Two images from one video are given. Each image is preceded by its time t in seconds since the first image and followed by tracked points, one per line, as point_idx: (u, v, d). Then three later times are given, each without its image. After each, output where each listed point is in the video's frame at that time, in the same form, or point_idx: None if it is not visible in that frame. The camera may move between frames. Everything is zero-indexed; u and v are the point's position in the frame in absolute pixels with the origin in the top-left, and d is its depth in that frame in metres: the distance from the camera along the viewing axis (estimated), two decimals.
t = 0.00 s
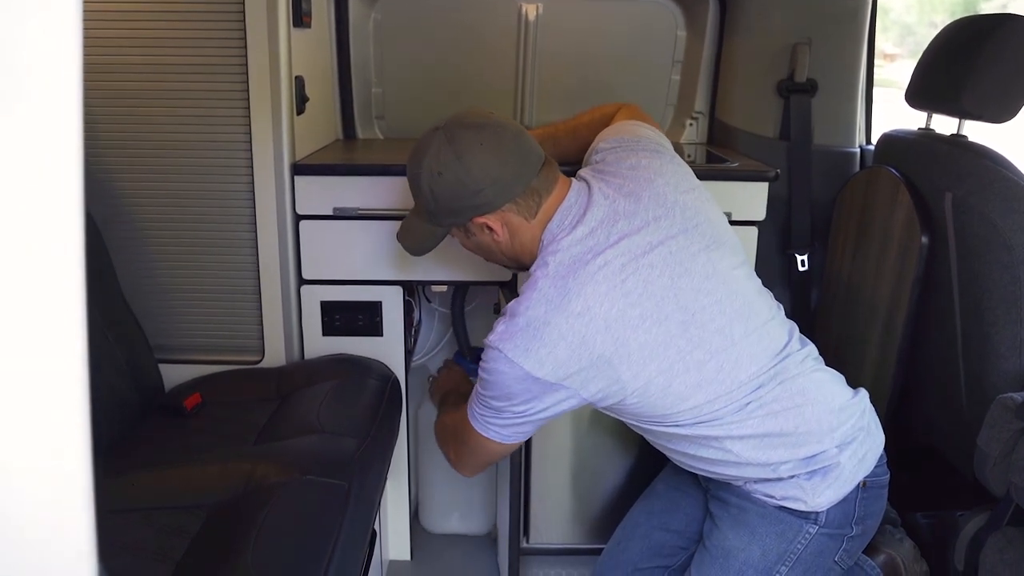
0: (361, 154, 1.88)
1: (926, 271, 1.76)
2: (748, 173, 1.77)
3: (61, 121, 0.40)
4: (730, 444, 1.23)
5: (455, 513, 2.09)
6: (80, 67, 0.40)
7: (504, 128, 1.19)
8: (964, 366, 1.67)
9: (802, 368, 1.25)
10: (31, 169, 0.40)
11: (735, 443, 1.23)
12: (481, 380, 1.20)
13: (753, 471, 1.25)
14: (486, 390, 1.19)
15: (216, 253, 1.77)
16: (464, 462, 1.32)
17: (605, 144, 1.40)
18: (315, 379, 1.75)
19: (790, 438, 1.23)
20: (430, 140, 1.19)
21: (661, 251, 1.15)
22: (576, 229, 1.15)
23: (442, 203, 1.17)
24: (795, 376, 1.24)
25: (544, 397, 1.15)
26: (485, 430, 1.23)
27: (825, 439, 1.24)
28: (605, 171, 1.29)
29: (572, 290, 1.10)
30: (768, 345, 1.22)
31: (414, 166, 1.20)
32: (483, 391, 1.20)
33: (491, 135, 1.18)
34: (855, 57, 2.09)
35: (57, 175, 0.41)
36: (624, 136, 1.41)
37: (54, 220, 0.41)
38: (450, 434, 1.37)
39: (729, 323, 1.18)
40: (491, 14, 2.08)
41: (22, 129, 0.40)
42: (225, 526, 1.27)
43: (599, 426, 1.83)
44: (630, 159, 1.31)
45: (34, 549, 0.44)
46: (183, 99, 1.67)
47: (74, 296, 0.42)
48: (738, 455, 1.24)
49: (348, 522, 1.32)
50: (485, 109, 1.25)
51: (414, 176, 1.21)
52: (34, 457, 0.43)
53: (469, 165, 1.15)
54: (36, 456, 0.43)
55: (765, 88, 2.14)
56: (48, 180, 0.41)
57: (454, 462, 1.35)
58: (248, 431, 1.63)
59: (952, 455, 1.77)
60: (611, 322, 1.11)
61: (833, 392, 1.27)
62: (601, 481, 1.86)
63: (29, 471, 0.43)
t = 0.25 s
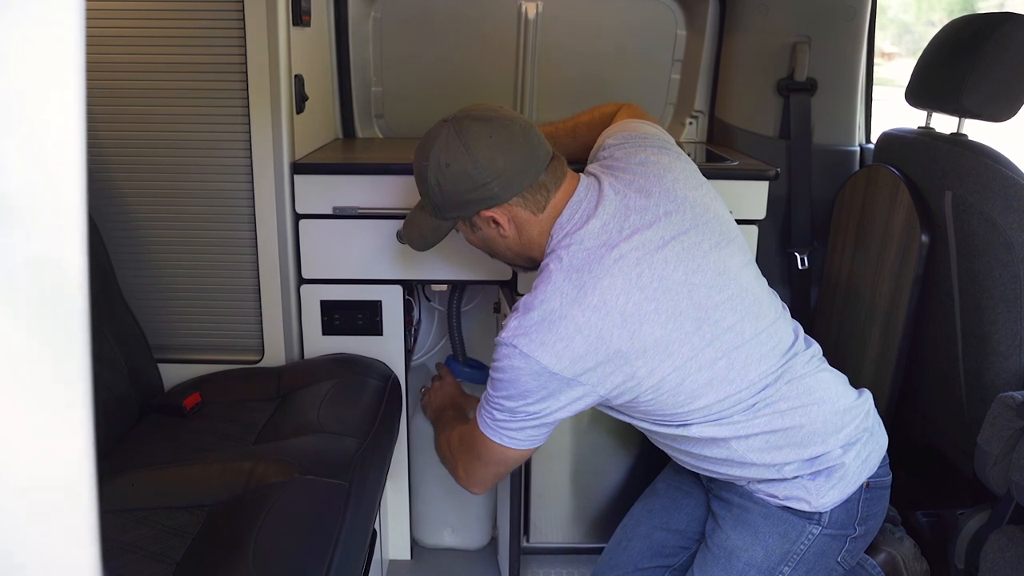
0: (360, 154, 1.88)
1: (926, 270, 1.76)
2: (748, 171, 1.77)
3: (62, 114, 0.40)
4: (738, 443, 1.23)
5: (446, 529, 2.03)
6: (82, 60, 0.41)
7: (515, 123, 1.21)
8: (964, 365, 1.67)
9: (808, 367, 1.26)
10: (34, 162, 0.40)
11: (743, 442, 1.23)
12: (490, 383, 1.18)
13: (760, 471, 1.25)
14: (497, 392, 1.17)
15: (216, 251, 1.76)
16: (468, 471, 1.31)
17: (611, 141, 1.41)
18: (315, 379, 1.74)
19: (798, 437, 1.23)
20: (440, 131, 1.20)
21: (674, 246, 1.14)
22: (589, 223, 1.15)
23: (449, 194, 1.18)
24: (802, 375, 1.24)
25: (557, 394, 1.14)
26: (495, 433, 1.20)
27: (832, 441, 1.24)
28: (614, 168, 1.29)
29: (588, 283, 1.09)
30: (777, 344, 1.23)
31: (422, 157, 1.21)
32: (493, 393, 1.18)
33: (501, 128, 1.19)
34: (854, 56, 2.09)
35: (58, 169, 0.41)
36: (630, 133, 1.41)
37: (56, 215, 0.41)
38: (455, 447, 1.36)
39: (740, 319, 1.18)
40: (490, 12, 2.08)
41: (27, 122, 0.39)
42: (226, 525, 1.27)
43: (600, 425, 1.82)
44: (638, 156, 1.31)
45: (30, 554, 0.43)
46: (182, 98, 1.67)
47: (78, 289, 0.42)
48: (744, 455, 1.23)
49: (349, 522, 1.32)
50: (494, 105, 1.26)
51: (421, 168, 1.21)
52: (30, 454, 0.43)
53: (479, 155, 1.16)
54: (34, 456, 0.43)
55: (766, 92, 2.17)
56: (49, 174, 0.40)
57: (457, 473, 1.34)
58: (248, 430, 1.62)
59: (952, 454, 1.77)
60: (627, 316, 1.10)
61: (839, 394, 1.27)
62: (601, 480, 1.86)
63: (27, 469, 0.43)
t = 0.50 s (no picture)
0: (358, 153, 1.88)
1: (925, 268, 1.76)
2: (747, 170, 1.77)
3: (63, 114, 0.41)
4: (739, 442, 1.23)
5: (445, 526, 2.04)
6: (82, 60, 0.42)
7: (519, 119, 1.21)
8: (962, 363, 1.68)
9: (811, 367, 1.26)
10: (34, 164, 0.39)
11: (745, 441, 1.23)
12: (491, 377, 1.18)
13: (762, 470, 1.25)
14: (498, 387, 1.17)
15: (214, 251, 1.76)
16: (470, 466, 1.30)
17: (614, 138, 1.40)
18: (314, 378, 1.74)
19: (800, 437, 1.23)
20: (444, 126, 1.20)
21: (677, 244, 1.14)
22: (593, 219, 1.15)
23: (453, 189, 1.18)
24: (803, 374, 1.25)
25: (559, 390, 1.13)
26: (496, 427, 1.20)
27: (834, 441, 1.25)
28: (617, 164, 1.29)
29: (591, 279, 1.09)
30: (780, 343, 1.23)
31: (426, 152, 1.21)
32: (494, 388, 1.18)
33: (506, 123, 1.19)
34: (852, 54, 2.09)
35: (60, 169, 0.41)
36: (633, 130, 1.41)
37: (60, 216, 0.41)
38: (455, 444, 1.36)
39: (743, 317, 1.18)
40: (488, 11, 2.08)
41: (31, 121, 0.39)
42: (226, 524, 1.27)
43: (599, 424, 1.82)
44: (641, 153, 1.31)
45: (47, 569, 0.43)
46: (179, 98, 1.67)
47: (80, 290, 0.43)
48: (746, 454, 1.24)
49: (348, 522, 1.31)
50: (497, 100, 1.26)
51: (425, 163, 1.21)
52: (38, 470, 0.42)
53: (484, 150, 1.16)
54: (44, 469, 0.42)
55: (763, 90, 2.16)
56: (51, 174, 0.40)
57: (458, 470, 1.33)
58: (247, 430, 1.62)
59: (950, 452, 1.77)
60: (630, 313, 1.10)
61: (842, 394, 1.27)
62: (601, 479, 1.86)
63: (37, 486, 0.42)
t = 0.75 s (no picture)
0: (355, 153, 1.88)
1: (921, 268, 1.77)
2: (744, 170, 1.77)
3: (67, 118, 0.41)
4: (737, 441, 1.23)
5: (441, 523, 2.03)
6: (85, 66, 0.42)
7: (516, 117, 1.22)
8: (958, 361, 1.68)
9: (807, 366, 1.26)
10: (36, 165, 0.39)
11: (742, 440, 1.23)
12: (490, 380, 1.17)
13: (758, 468, 1.26)
14: (497, 389, 1.16)
15: (210, 252, 1.76)
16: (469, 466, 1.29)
17: (609, 137, 1.41)
18: (311, 379, 1.74)
19: (797, 435, 1.23)
20: (441, 123, 1.20)
21: (673, 242, 1.15)
22: (589, 219, 1.15)
23: (448, 185, 1.18)
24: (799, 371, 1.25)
25: (559, 390, 1.13)
26: (495, 433, 1.20)
27: (830, 438, 1.25)
28: (612, 163, 1.30)
29: (589, 278, 1.09)
30: (775, 342, 1.23)
31: (422, 149, 1.21)
32: (493, 391, 1.17)
33: (502, 121, 1.20)
34: (847, 54, 2.09)
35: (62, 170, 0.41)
36: (629, 130, 1.41)
37: (62, 217, 0.41)
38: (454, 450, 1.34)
39: (739, 315, 1.18)
40: (484, 11, 2.08)
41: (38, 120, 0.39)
42: (224, 524, 1.27)
43: (596, 424, 1.83)
44: (636, 152, 1.31)
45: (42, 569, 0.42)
46: (176, 98, 1.67)
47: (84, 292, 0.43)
48: (743, 452, 1.24)
49: (346, 522, 1.31)
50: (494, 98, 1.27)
51: (420, 160, 1.21)
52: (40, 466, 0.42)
53: (481, 146, 1.16)
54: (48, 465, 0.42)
55: (759, 90, 2.16)
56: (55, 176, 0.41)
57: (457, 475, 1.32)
58: (244, 430, 1.62)
59: (946, 451, 1.78)
60: (628, 311, 1.10)
61: (837, 392, 1.28)
62: (598, 479, 1.87)
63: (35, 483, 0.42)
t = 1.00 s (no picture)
0: (354, 153, 1.88)
1: (920, 266, 1.77)
2: (743, 168, 1.77)
3: (69, 116, 0.42)
4: (738, 440, 1.23)
5: (442, 518, 2.06)
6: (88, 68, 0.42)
7: (519, 113, 1.22)
8: (958, 359, 1.68)
9: (807, 365, 1.26)
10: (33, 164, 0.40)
11: (743, 439, 1.23)
12: (491, 378, 1.17)
13: (759, 468, 1.26)
14: (499, 388, 1.16)
15: (209, 251, 1.75)
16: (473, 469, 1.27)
17: (611, 136, 1.40)
18: (310, 379, 1.74)
19: (798, 434, 1.23)
20: (443, 119, 1.20)
21: (675, 241, 1.15)
22: (591, 217, 1.15)
23: (452, 179, 1.18)
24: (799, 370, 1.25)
25: (562, 389, 1.13)
26: (497, 434, 1.19)
27: (831, 437, 1.25)
28: (614, 161, 1.29)
29: (591, 276, 1.09)
30: (775, 342, 1.23)
31: (424, 145, 1.21)
32: (494, 389, 1.17)
33: (506, 117, 1.20)
34: (845, 52, 2.09)
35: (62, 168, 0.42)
36: (630, 128, 1.41)
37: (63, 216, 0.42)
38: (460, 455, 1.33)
39: (740, 314, 1.18)
40: (482, 10, 2.07)
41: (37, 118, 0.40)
42: (224, 525, 1.27)
43: (596, 423, 1.83)
44: (638, 151, 1.31)
45: (31, 554, 0.44)
46: (175, 97, 1.66)
47: (89, 288, 0.44)
48: (744, 452, 1.24)
49: (347, 522, 1.31)
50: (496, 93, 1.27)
51: (422, 155, 1.21)
52: (36, 458, 0.43)
53: (484, 141, 1.17)
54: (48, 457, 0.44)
55: (757, 88, 2.16)
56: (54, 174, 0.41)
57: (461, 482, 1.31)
58: (244, 431, 1.61)
59: (947, 449, 1.78)
60: (631, 309, 1.10)
61: (837, 391, 1.28)
62: (598, 478, 1.87)
63: (29, 473, 0.43)
